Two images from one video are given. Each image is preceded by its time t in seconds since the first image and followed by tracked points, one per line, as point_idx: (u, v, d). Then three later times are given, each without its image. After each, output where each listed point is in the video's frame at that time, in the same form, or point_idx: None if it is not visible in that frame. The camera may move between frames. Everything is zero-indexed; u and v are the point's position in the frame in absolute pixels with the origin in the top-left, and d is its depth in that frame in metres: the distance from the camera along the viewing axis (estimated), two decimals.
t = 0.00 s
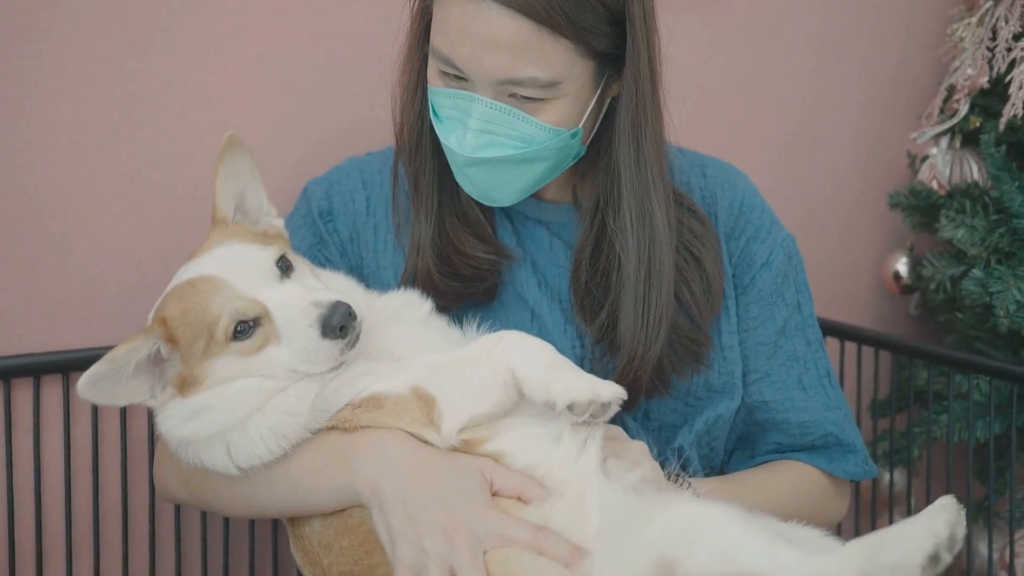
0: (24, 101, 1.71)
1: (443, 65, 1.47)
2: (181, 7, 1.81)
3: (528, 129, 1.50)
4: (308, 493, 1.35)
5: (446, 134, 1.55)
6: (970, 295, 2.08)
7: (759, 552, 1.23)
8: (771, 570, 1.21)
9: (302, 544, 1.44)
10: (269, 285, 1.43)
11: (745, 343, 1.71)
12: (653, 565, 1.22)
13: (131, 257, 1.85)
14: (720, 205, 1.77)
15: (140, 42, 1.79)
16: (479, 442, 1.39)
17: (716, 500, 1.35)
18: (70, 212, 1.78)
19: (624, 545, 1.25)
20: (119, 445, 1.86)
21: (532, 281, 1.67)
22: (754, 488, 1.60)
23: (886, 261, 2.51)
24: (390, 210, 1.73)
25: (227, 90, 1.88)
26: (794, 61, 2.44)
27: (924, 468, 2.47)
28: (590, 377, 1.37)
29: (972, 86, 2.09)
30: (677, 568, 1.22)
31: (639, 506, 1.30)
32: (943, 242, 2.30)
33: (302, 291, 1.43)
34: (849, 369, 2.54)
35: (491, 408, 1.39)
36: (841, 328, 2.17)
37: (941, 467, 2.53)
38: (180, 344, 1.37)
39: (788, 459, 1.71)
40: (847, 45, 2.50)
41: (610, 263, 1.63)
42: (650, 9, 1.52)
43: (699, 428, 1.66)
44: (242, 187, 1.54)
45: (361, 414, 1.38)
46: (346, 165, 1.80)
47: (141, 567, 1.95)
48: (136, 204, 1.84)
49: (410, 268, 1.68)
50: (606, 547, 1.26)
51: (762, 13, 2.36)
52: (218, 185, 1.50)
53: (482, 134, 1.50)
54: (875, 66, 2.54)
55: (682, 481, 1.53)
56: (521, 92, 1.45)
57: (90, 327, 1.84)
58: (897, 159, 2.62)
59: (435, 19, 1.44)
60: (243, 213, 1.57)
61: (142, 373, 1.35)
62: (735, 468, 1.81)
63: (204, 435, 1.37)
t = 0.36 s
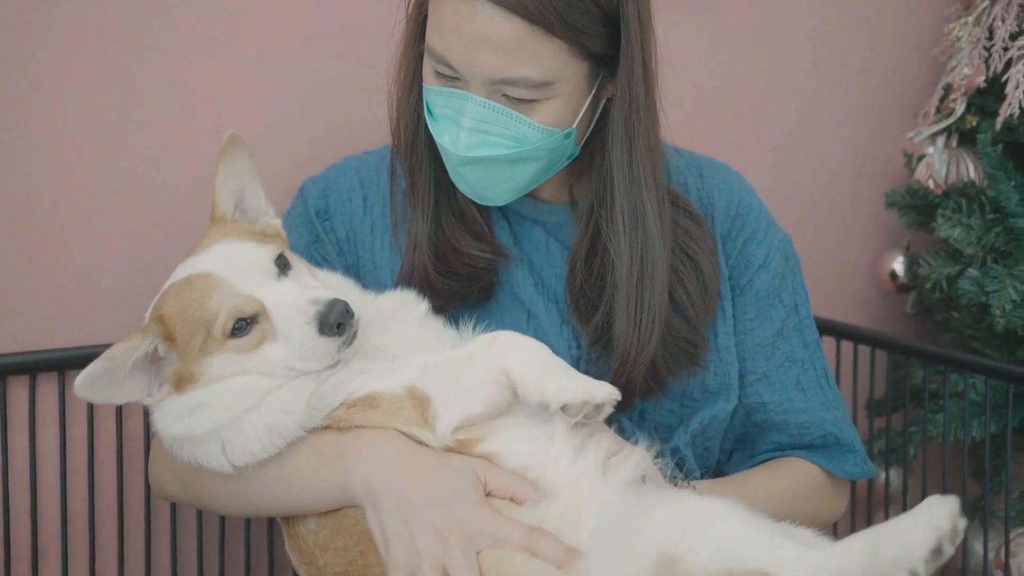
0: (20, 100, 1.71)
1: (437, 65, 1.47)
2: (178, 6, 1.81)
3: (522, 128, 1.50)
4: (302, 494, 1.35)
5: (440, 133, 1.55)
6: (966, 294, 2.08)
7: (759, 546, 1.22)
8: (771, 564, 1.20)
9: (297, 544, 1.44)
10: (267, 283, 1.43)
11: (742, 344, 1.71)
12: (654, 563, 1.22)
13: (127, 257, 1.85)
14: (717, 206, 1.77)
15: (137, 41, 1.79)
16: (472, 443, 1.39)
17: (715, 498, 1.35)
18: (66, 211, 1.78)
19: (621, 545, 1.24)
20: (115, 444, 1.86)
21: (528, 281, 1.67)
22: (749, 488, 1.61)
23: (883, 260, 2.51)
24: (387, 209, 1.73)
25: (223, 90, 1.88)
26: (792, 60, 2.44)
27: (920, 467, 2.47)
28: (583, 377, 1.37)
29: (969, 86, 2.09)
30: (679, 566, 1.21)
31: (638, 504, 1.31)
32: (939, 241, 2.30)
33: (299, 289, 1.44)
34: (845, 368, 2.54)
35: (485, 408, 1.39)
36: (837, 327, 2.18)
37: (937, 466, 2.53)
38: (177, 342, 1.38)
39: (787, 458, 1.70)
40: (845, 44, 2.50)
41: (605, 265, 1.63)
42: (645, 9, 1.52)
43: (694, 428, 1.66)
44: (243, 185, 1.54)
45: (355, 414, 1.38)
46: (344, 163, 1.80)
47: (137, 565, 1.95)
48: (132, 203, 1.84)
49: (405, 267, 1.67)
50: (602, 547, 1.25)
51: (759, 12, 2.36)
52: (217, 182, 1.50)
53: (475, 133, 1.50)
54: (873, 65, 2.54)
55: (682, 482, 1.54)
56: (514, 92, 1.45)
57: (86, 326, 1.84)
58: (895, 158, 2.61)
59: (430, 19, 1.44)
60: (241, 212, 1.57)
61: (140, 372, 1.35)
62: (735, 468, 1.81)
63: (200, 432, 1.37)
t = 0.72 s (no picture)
0: (14, 96, 1.71)
1: (433, 61, 1.46)
2: (173, 2, 1.80)
3: (517, 125, 1.50)
4: (298, 493, 1.34)
5: (436, 130, 1.54)
6: (962, 291, 2.08)
7: (753, 554, 1.21)
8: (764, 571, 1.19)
9: (293, 542, 1.43)
10: (259, 282, 1.42)
11: (744, 341, 1.72)
12: (644, 567, 1.21)
13: (121, 254, 1.85)
14: (713, 204, 1.77)
15: (131, 37, 1.78)
16: (468, 441, 1.39)
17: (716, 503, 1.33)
18: (60, 208, 1.77)
19: (614, 546, 1.24)
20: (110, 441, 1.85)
21: (523, 279, 1.66)
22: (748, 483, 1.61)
23: (879, 257, 2.51)
24: (382, 207, 1.73)
25: (219, 86, 1.87)
26: (788, 56, 2.44)
27: (916, 465, 2.48)
28: (577, 380, 1.36)
29: (965, 82, 2.08)
30: (669, 570, 1.20)
31: (635, 504, 1.30)
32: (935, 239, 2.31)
33: (292, 289, 1.43)
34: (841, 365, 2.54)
35: (480, 406, 1.38)
36: (834, 324, 2.18)
37: (933, 463, 2.53)
38: (170, 343, 1.37)
39: (799, 440, 1.72)
40: (841, 41, 2.49)
41: (600, 261, 1.63)
42: (641, 5, 1.52)
43: (689, 425, 1.66)
44: (234, 184, 1.54)
45: (351, 413, 1.38)
46: (338, 161, 1.79)
47: (132, 563, 1.94)
48: (127, 200, 1.83)
49: (400, 265, 1.67)
50: (597, 547, 1.25)
51: (755, 9, 2.36)
52: (209, 182, 1.49)
53: (472, 130, 1.49)
54: (869, 62, 2.54)
55: (713, 483, 1.54)
56: (511, 89, 1.44)
57: (80, 323, 1.83)
58: (891, 155, 2.61)
59: (426, 15, 1.44)
60: (234, 210, 1.56)
61: (133, 372, 1.35)
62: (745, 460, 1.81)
63: (194, 432, 1.37)
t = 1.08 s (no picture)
0: (11, 95, 1.71)
1: (431, 60, 1.46)
2: None
3: (516, 124, 1.50)
4: (298, 491, 1.34)
5: (434, 129, 1.54)
6: (960, 288, 2.09)
7: (756, 543, 1.23)
8: (767, 562, 1.21)
9: (293, 540, 1.43)
10: (259, 280, 1.42)
11: (744, 339, 1.72)
12: (649, 562, 1.22)
13: (120, 253, 1.84)
14: (713, 202, 1.77)
15: (129, 35, 1.77)
16: (468, 439, 1.39)
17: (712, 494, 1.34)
18: (58, 208, 1.77)
19: (617, 544, 1.25)
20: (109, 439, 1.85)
21: (521, 277, 1.67)
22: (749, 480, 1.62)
23: (877, 255, 2.51)
24: (381, 206, 1.73)
25: (217, 84, 1.87)
26: (786, 55, 2.44)
27: (913, 462, 2.48)
28: (579, 377, 1.38)
29: (963, 81, 2.10)
30: (674, 566, 1.21)
31: (635, 501, 1.31)
32: (933, 236, 2.31)
33: (292, 287, 1.43)
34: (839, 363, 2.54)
35: (480, 404, 1.39)
36: (832, 323, 2.19)
37: (930, 460, 2.54)
38: (171, 342, 1.37)
39: (807, 433, 1.73)
40: (839, 39, 2.50)
41: (599, 259, 1.63)
42: (639, 3, 1.52)
43: (688, 423, 1.66)
44: (232, 183, 1.53)
45: (351, 411, 1.38)
46: (336, 159, 1.79)
47: (131, 562, 1.94)
48: (124, 198, 1.82)
49: (399, 263, 1.67)
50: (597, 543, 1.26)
51: (753, 7, 2.36)
52: (208, 181, 1.48)
53: (470, 129, 1.49)
54: (867, 60, 2.54)
55: (720, 481, 1.57)
56: (509, 87, 1.44)
57: (78, 322, 1.82)
58: (889, 153, 2.61)
59: (424, 13, 1.44)
60: (233, 208, 1.56)
61: (136, 374, 1.34)
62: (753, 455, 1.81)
63: (195, 431, 1.37)
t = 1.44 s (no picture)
0: (10, 93, 1.70)
1: (432, 60, 1.46)
2: None
3: (516, 124, 1.50)
4: (298, 488, 1.35)
5: (434, 128, 1.54)
6: (958, 288, 2.09)
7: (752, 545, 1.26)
8: (763, 563, 1.24)
9: (292, 538, 1.43)
10: (260, 278, 1.41)
11: (739, 340, 1.72)
12: (647, 566, 1.24)
13: (119, 251, 1.84)
14: (712, 204, 1.77)
15: (128, 33, 1.77)
16: (468, 438, 1.40)
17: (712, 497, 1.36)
18: (58, 207, 1.77)
19: (616, 547, 1.26)
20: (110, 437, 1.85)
21: (521, 276, 1.66)
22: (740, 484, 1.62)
23: (876, 254, 2.52)
24: (382, 204, 1.73)
25: (216, 83, 1.86)
26: (786, 54, 2.44)
27: (910, 461, 2.49)
28: (579, 377, 1.37)
29: (961, 79, 2.10)
30: (671, 568, 1.24)
31: (632, 503, 1.32)
32: (932, 235, 2.31)
33: (294, 285, 1.43)
34: (838, 362, 2.55)
35: (481, 404, 1.39)
36: (832, 321, 2.19)
37: (928, 459, 2.55)
38: (172, 339, 1.37)
39: (793, 442, 1.72)
40: (839, 38, 2.50)
41: (599, 259, 1.63)
42: (639, 5, 1.52)
43: (687, 423, 1.66)
44: (235, 181, 1.54)
45: (352, 409, 1.38)
46: (337, 157, 1.79)
47: (129, 561, 1.94)
48: (123, 197, 1.82)
49: (400, 262, 1.67)
50: (595, 544, 1.26)
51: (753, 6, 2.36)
52: (210, 179, 1.48)
53: (470, 129, 1.49)
54: (866, 59, 2.54)
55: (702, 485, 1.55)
56: (509, 87, 1.44)
57: (77, 321, 1.82)
58: (887, 152, 2.62)
59: (424, 13, 1.43)
60: (234, 206, 1.56)
61: (137, 370, 1.34)
62: (741, 459, 1.81)
63: (195, 428, 1.37)
